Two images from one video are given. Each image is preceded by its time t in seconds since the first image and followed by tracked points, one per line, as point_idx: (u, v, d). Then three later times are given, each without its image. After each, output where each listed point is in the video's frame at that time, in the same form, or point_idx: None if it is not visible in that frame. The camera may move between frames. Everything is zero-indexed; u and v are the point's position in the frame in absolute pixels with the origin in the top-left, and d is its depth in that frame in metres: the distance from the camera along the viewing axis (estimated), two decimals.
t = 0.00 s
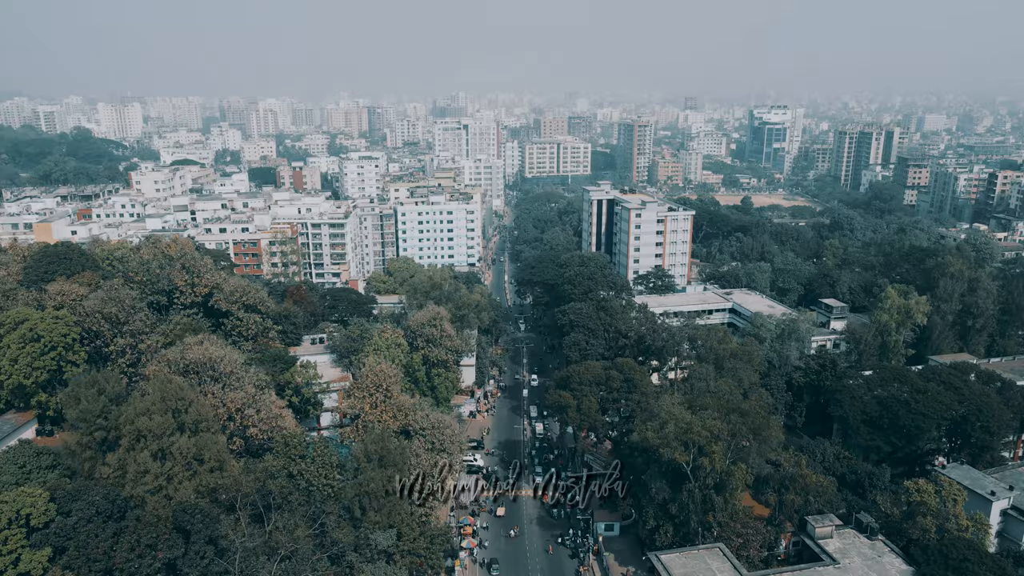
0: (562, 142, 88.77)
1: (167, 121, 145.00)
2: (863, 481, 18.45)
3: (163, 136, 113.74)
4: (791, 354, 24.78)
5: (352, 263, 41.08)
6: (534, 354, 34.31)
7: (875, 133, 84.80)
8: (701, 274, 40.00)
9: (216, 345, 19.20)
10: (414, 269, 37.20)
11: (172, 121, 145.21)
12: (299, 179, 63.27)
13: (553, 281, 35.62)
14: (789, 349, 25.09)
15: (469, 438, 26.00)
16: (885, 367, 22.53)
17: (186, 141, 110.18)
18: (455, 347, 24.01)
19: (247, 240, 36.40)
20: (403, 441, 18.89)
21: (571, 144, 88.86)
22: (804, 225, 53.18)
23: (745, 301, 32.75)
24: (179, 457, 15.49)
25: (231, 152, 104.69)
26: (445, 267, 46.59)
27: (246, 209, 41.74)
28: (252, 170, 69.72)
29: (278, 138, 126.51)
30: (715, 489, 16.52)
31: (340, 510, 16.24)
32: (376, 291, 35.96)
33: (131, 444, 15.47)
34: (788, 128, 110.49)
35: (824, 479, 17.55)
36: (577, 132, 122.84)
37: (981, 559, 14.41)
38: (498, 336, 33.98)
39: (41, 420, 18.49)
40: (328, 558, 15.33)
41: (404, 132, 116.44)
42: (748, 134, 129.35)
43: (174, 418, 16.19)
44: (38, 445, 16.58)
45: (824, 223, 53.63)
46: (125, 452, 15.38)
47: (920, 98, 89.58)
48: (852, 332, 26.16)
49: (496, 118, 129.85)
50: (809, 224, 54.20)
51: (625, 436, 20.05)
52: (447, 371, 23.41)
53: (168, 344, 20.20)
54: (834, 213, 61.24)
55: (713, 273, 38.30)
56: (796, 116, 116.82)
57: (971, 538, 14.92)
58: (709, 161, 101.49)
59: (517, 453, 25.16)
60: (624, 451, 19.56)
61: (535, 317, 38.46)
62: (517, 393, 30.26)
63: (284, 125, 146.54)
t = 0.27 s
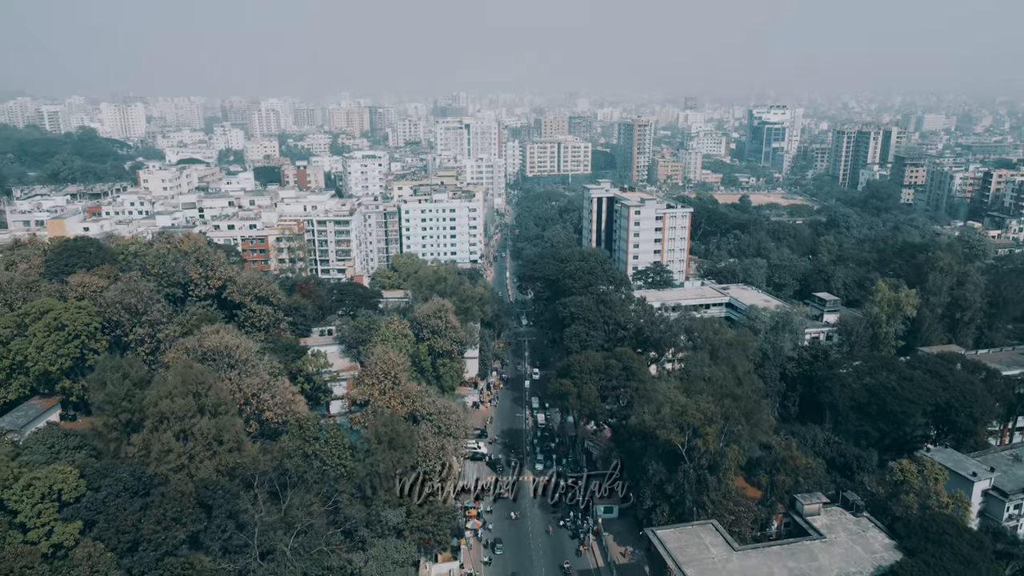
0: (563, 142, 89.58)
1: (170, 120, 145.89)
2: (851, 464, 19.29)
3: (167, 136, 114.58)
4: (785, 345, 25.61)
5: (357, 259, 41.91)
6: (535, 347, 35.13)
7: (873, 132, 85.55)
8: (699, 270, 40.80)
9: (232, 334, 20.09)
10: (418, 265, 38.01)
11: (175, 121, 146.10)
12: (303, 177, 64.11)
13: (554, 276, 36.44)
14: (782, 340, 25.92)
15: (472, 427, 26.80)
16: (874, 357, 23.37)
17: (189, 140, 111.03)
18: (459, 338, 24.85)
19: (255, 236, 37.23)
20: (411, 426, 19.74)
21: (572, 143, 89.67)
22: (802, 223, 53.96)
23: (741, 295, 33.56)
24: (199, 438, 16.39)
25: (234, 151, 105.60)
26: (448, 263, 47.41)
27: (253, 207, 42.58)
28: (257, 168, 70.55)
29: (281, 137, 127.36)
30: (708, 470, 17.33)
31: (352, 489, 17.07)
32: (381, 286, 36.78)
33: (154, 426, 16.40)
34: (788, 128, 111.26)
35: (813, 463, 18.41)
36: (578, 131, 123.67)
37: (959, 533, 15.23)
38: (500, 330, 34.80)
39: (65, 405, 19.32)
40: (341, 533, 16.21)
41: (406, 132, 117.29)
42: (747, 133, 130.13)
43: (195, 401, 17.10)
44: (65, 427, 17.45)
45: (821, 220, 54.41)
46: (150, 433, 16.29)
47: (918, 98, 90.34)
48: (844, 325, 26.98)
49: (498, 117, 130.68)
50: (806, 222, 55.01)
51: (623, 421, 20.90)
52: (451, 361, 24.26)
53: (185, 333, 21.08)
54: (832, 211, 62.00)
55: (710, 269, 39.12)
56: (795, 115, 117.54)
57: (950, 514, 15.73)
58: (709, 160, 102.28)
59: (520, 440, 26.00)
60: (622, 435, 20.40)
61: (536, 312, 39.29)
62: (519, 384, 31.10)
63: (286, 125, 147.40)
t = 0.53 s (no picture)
0: (564, 141, 90.41)
1: (173, 120, 146.75)
2: (840, 449, 20.17)
3: (170, 135, 115.44)
4: (778, 337, 26.45)
5: (362, 256, 42.77)
6: (536, 341, 35.98)
7: (870, 131, 86.33)
8: (696, 267, 41.63)
9: (245, 324, 20.95)
10: (421, 261, 38.86)
11: (178, 120, 146.98)
12: (307, 176, 64.98)
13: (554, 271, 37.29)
14: (775, 332, 26.78)
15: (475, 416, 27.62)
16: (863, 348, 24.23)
17: (193, 140, 111.87)
18: (463, 330, 25.70)
19: (262, 233, 38.07)
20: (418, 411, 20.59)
21: (572, 142, 90.51)
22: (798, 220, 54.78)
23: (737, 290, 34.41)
24: (218, 420, 17.28)
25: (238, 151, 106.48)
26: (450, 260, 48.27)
27: (260, 204, 43.43)
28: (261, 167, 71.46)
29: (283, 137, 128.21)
30: (702, 452, 18.20)
31: (363, 469, 17.85)
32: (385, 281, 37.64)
33: (174, 409, 17.29)
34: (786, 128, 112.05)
35: (802, 446, 19.22)
36: (578, 131, 124.50)
37: (939, 509, 16.05)
38: (502, 324, 35.66)
39: (85, 391, 20.15)
40: (352, 510, 16.93)
41: (407, 131, 118.16)
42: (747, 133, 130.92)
43: (212, 385, 18.00)
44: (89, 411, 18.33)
45: (818, 218, 55.23)
46: (170, 416, 17.18)
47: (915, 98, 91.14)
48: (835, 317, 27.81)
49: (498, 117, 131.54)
50: (802, 220, 55.81)
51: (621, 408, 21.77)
52: (455, 352, 25.13)
53: (200, 323, 21.97)
54: (829, 209, 62.82)
55: (707, 265, 39.96)
56: (794, 115, 118.27)
57: (931, 492, 16.55)
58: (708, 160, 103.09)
59: (521, 429, 26.84)
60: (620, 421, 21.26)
61: (537, 307, 40.14)
62: (520, 376, 31.95)
63: (288, 125, 148.28)
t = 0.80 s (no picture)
0: (564, 141, 91.25)
1: (175, 120, 147.58)
2: (829, 434, 21.11)
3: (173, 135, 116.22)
4: (771, 329, 27.31)
5: (365, 252, 43.61)
6: (536, 335, 36.83)
7: (868, 131, 87.12)
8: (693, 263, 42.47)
9: (258, 315, 21.86)
10: (424, 257, 39.71)
11: (180, 121, 147.82)
12: (310, 175, 65.83)
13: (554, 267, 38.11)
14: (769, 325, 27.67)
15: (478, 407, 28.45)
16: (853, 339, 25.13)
17: (196, 140, 112.66)
18: (466, 322, 26.57)
19: (268, 230, 38.94)
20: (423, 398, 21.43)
21: (572, 142, 91.32)
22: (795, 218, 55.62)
23: (733, 285, 35.26)
24: (234, 404, 18.17)
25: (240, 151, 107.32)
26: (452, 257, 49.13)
27: (265, 202, 44.29)
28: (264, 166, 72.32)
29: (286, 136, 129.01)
30: (696, 435, 19.11)
31: (371, 451, 18.67)
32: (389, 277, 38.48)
33: (193, 393, 18.18)
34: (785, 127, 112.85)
35: (792, 432, 20.17)
36: (578, 131, 125.31)
37: (919, 488, 16.90)
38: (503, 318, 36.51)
39: (104, 379, 21.01)
40: (362, 489, 17.71)
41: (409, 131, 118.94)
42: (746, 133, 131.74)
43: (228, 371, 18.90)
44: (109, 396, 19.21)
45: (813, 216, 56.06)
46: (189, 400, 18.10)
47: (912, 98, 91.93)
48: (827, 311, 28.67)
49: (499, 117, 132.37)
50: (799, 217, 56.66)
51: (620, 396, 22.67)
52: (458, 343, 26.00)
53: (214, 314, 22.86)
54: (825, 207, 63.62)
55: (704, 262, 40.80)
56: (793, 114, 119.01)
57: (913, 473, 17.42)
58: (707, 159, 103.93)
59: (523, 418, 27.69)
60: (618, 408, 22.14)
61: (537, 302, 40.99)
62: (521, 369, 32.80)
63: (290, 124, 149.13)
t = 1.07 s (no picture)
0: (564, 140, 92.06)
1: (177, 120, 148.27)
2: (818, 420, 21.93)
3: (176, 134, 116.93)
4: (765, 321, 28.15)
5: (368, 249, 44.44)
6: (536, 329, 37.64)
7: (865, 130, 87.97)
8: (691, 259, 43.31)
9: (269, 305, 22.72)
10: (426, 253, 40.56)
11: (182, 120, 148.52)
12: (313, 173, 66.66)
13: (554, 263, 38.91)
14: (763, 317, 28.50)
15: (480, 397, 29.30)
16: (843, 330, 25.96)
17: (198, 139, 113.40)
18: (468, 314, 27.42)
19: (274, 226, 39.76)
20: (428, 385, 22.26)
21: (573, 141, 92.13)
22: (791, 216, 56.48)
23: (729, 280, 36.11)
24: (248, 389, 19.03)
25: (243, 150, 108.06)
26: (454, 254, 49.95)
27: (270, 200, 45.10)
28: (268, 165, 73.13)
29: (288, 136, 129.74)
30: (690, 420, 19.93)
31: (379, 435, 19.51)
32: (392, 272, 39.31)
33: (209, 379, 19.02)
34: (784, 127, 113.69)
35: (782, 417, 21.00)
36: (578, 130, 126.12)
37: (902, 468, 17.76)
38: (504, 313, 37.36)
39: (121, 367, 21.77)
40: (371, 471, 18.49)
41: (410, 131, 119.74)
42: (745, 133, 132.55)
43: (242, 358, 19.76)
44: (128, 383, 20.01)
45: (809, 214, 56.92)
46: (205, 385, 18.93)
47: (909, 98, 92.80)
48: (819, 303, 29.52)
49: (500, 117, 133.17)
50: (795, 215, 57.52)
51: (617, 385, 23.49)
52: (461, 334, 26.84)
53: (226, 305, 23.72)
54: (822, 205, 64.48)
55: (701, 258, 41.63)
56: (791, 114, 119.77)
57: (896, 454, 18.29)
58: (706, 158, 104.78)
59: (524, 408, 28.53)
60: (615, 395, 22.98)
61: (538, 298, 41.81)
62: (521, 361, 33.63)
63: (292, 124, 149.97)
